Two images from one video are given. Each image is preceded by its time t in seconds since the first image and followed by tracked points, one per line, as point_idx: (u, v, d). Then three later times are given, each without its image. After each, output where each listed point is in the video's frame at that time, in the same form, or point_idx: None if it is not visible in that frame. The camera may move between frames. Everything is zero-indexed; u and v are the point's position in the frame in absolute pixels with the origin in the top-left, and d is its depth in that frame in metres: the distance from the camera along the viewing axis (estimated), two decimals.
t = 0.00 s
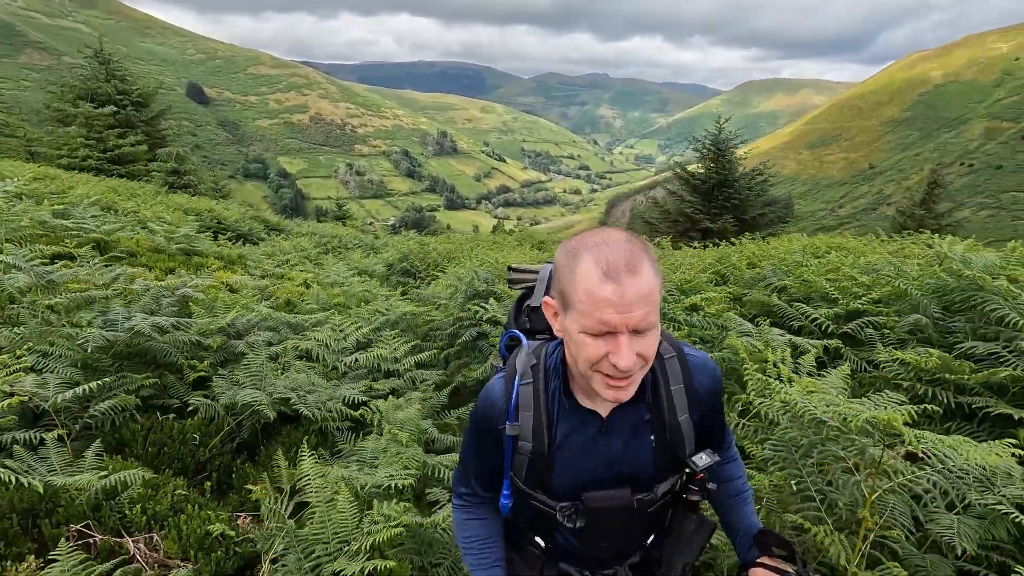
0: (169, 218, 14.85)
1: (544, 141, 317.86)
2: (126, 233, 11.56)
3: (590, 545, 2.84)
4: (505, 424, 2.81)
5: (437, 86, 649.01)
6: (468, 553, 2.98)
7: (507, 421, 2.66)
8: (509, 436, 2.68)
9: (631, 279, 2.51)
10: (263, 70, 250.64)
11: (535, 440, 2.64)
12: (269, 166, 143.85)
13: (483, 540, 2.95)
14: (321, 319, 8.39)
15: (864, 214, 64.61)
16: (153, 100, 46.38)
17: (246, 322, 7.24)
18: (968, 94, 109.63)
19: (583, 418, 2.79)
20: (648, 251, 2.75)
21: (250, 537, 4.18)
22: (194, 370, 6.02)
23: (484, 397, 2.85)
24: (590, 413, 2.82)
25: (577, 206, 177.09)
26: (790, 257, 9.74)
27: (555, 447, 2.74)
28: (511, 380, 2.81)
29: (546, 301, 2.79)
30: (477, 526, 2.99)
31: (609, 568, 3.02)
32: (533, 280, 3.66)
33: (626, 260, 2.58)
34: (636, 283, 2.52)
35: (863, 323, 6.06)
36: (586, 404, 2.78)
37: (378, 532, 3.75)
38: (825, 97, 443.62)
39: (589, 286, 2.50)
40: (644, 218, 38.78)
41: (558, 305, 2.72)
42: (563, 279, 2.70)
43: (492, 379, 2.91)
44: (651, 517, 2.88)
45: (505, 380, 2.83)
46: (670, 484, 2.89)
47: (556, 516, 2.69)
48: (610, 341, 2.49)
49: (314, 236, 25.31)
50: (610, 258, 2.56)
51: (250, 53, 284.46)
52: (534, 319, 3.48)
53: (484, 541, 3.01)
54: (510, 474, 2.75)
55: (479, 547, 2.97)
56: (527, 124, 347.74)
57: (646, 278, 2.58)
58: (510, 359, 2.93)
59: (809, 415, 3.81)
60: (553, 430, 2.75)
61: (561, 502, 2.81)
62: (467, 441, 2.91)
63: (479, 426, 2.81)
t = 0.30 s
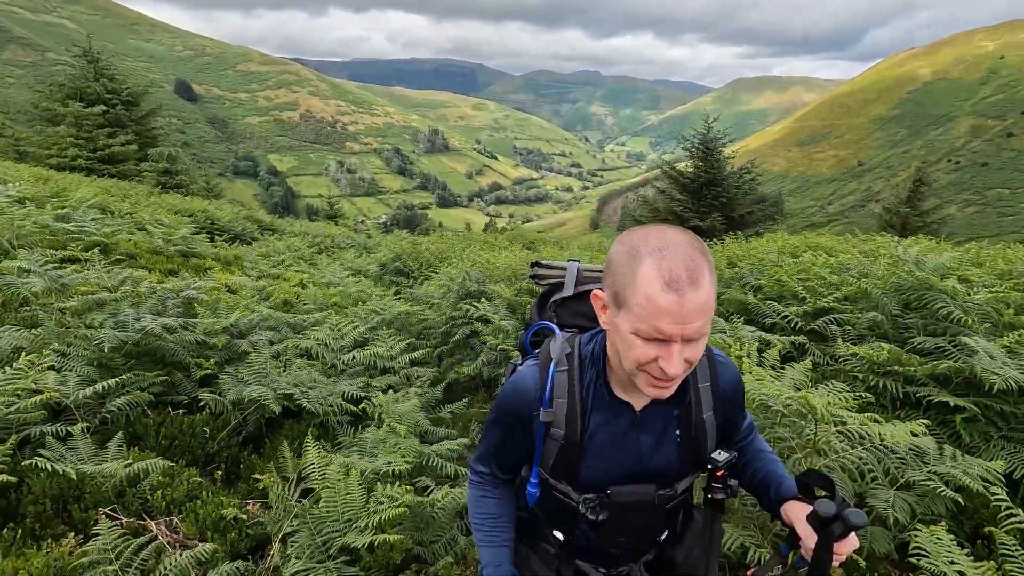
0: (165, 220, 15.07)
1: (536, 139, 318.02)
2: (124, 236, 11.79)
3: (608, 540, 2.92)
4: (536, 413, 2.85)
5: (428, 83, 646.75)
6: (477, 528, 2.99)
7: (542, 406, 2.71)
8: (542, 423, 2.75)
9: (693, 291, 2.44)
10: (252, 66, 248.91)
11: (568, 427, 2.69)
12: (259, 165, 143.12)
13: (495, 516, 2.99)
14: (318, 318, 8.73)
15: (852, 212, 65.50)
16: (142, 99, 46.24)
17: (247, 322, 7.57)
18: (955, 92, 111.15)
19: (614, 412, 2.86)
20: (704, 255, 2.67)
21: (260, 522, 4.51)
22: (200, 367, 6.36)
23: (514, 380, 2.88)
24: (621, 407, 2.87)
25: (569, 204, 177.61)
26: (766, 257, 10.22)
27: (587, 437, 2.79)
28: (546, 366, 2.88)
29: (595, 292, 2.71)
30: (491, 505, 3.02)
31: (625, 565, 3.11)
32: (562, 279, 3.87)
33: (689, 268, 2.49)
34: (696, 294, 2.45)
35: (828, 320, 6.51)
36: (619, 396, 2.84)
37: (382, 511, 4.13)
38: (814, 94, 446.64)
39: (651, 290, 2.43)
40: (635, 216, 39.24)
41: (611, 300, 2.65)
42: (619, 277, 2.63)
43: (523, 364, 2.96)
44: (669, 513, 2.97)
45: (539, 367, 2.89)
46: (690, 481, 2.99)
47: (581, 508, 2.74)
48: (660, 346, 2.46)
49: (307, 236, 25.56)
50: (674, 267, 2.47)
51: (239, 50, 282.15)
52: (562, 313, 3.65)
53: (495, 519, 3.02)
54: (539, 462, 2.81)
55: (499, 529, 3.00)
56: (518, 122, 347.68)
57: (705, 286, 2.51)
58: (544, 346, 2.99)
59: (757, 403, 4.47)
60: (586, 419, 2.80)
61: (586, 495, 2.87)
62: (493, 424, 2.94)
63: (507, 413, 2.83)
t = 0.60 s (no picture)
0: (156, 228, 15.17)
1: (525, 142, 318.76)
2: (117, 245, 11.92)
3: (622, 565, 2.92)
4: (545, 444, 2.85)
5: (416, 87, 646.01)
6: (476, 557, 3.01)
7: (555, 437, 2.73)
8: (556, 452, 2.75)
9: (696, 337, 2.47)
10: (238, 70, 247.54)
11: (582, 456, 2.71)
12: (246, 168, 142.17)
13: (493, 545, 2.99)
14: (311, 326, 8.96)
15: (836, 214, 66.53)
16: (128, 104, 45.93)
17: (242, 330, 7.79)
18: (936, 96, 113.36)
19: (624, 435, 2.88)
20: (711, 293, 2.69)
21: (261, 521, 4.73)
22: (198, 374, 6.60)
23: (520, 410, 2.88)
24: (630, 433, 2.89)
25: (557, 207, 178.17)
26: (744, 263, 10.63)
27: (600, 464, 2.82)
28: (554, 396, 2.89)
29: (603, 325, 2.79)
30: (489, 533, 3.01)
31: None
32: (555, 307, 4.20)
33: (691, 312, 2.51)
34: (700, 339, 2.47)
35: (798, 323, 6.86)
36: (627, 420, 2.86)
37: (375, 508, 4.41)
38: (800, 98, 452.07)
39: (653, 333, 2.48)
40: (623, 220, 39.67)
41: (617, 336, 2.71)
42: (624, 315, 2.68)
43: (529, 394, 2.96)
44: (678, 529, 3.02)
45: (547, 397, 2.90)
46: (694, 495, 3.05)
47: (598, 537, 2.75)
48: (662, 388, 2.52)
49: (297, 242, 25.66)
50: (676, 312, 2.50)
51: (225, 54, 280.10)
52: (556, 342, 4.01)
53: (492, 550, 3.02)
54: (553, 493, 2.80)
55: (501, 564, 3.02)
56: (507, 125, 348.40)
57: (709, 330, 2.55)
58: (548, 376, 3.00)
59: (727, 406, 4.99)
60: (595, 447, 2.82)
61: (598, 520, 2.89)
62: (499, 458, 2.92)
63: (514, 443, 2.85)
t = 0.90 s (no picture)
0: (149, 233, 15.34)
1: (511, 147, 320.38)
2: (113, 249, 12.13)
3: None
4: (551, 476, 2.76)
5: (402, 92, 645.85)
6: None
7: (562, 473, 2.65)
8: (561, 488, 2.69)
9: (702, 395, 2.29)
10: (222, 75, 246.12)
11: (589, 490, 2.62)
12: (230, 174, 141.46)
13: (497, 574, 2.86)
14: (305, 325, 9.31)
15: (816, 218, 68.03)
16: (113, 110, 45.80)
17: (241, 328, 8.09)
18: (912, 101, 116.41)
19: (632, 470, 2.80)
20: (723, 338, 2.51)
21: (265, 501, 5.04)
22: (201, 370, 6.92)
23: (525, 441, 2.79)
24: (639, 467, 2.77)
25: (544, 212, 179.43)
26: (719, 263, 11.20)
27: (606, 497, 2.79)
28: (559, 430, 2.78)
29: (606, 370, 2.63)
30: (491, 558, 2.90)
31: None
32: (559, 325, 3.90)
33: (699, 369, 2.32)
34: (707, 397, 2.31)
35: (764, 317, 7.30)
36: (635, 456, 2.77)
37: (380, 479, 4.87)
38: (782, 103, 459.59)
39: (658, 388, 2.30)
40: (608, 223, 40.40)
41: (620, 383, 2.55)
42: (628, 362, 2.51)
43: (532, 425, 2.85)
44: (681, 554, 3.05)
45: (552, 430, 2.78)
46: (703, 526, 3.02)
47: (606, 567, 2.78)
48: (669, 447, 2.37)
49: (285, 246, 25.91)
50: (683, 368, 2.32)
51: (209, 60, 278.06)
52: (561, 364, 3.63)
53: None
54: (560, 524, 2.75)
55: None
56: (493, 131, 349.84)
57: (721, 387, 2.36)
58: (551, 406, 2.88)
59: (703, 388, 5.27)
60: (603, 480, 2.78)
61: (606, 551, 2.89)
62: (503, 488, 2.82)
63: (518, 475, 2.76)
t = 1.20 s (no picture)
0: (144, 241, 15.60)
1: (497, 153, 321.76)
2: (112, 256, 12.42)
3: (636, 540, 3.00)
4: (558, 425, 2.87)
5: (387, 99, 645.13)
6: (498, 543, 3.06)
7: (566, 419, 2.76)
8: (567, 434, 2.78)
9: (688, 296, 2.46)
10: (204, 82, 244.32)
11: (593, 438, 2.71)
12: (213, 182, 140.46)
13: (515, 529, 3.03)
14: (305, 326, 9.76)
15: (796, 222, 69.59)
16: (97, 118, 45.57)
17: (245, 328, 8.51)
18: (888, 108, 119.62)
19: (637, 418, 2.86)
20: (724, 270, 2.66)
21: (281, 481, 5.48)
22: (212, 368, 7.36)
23: (535, 393, 2.90)
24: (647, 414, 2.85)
25: (530, 217, 180.59)
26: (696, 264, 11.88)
27: (612, 446, 2.83)
28: (567, 378, 2.88)
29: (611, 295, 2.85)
30: (513, 516, 3.06)
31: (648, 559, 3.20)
32: (578, 283, 4.16)
33: (689, 275, 2.50)
34: (694, 299, 2.46)
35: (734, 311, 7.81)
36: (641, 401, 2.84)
37: (389, 453, 5.41)
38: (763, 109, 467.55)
39: (648, 286, 2.51)
40: (593, 229, 41.19)
41: (620, 301, 2.76)
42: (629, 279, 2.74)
43: (542, 377, 2.96)
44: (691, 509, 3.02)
45: (560, 378, 2.89)
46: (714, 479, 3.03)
47: (610, 512, 2.85)
48: (654, 349, 2.49)
49: (275, 253, 26.20)
50: (672, 271, 2.51)
51: (190, 67, 275.29)
52: (578, 318, 3.92)
53: (517, 531, 3.07)
54: (566, 470, 2.86)
55: (524, 539, 3.05)
56: (479, 137, 351.02)
57: (708, 296, 2.50)
58: (562, 356, 2.99)
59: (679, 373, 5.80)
60: (608, 429, 2.83)
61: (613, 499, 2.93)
62: (513, 435, 2.93)
63: (529, 427, 2.88)
